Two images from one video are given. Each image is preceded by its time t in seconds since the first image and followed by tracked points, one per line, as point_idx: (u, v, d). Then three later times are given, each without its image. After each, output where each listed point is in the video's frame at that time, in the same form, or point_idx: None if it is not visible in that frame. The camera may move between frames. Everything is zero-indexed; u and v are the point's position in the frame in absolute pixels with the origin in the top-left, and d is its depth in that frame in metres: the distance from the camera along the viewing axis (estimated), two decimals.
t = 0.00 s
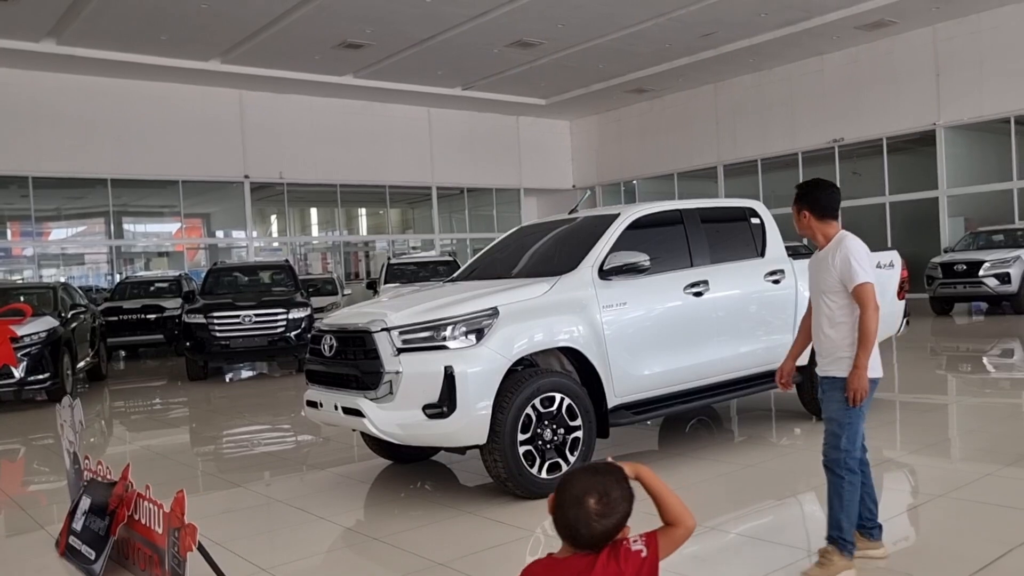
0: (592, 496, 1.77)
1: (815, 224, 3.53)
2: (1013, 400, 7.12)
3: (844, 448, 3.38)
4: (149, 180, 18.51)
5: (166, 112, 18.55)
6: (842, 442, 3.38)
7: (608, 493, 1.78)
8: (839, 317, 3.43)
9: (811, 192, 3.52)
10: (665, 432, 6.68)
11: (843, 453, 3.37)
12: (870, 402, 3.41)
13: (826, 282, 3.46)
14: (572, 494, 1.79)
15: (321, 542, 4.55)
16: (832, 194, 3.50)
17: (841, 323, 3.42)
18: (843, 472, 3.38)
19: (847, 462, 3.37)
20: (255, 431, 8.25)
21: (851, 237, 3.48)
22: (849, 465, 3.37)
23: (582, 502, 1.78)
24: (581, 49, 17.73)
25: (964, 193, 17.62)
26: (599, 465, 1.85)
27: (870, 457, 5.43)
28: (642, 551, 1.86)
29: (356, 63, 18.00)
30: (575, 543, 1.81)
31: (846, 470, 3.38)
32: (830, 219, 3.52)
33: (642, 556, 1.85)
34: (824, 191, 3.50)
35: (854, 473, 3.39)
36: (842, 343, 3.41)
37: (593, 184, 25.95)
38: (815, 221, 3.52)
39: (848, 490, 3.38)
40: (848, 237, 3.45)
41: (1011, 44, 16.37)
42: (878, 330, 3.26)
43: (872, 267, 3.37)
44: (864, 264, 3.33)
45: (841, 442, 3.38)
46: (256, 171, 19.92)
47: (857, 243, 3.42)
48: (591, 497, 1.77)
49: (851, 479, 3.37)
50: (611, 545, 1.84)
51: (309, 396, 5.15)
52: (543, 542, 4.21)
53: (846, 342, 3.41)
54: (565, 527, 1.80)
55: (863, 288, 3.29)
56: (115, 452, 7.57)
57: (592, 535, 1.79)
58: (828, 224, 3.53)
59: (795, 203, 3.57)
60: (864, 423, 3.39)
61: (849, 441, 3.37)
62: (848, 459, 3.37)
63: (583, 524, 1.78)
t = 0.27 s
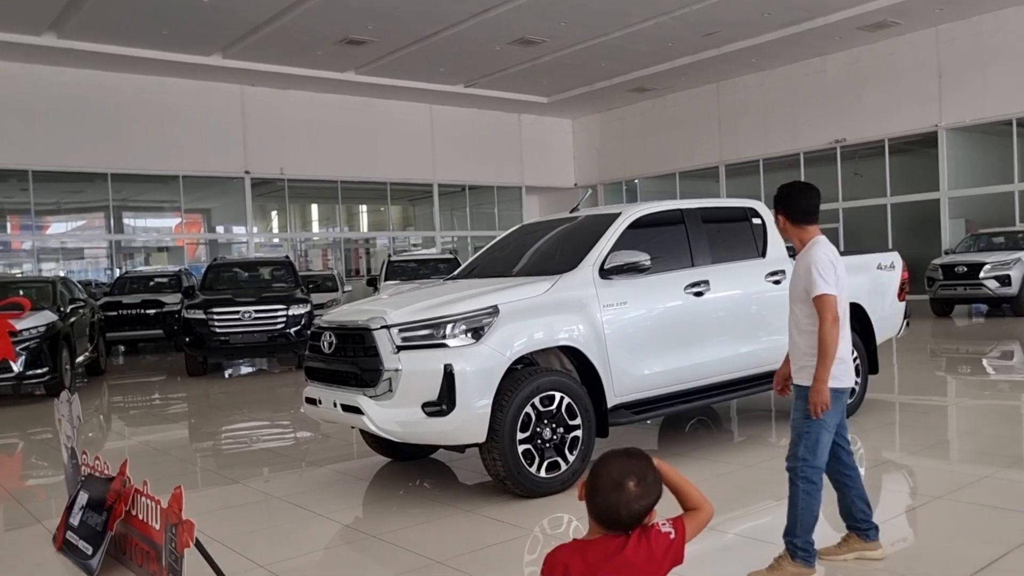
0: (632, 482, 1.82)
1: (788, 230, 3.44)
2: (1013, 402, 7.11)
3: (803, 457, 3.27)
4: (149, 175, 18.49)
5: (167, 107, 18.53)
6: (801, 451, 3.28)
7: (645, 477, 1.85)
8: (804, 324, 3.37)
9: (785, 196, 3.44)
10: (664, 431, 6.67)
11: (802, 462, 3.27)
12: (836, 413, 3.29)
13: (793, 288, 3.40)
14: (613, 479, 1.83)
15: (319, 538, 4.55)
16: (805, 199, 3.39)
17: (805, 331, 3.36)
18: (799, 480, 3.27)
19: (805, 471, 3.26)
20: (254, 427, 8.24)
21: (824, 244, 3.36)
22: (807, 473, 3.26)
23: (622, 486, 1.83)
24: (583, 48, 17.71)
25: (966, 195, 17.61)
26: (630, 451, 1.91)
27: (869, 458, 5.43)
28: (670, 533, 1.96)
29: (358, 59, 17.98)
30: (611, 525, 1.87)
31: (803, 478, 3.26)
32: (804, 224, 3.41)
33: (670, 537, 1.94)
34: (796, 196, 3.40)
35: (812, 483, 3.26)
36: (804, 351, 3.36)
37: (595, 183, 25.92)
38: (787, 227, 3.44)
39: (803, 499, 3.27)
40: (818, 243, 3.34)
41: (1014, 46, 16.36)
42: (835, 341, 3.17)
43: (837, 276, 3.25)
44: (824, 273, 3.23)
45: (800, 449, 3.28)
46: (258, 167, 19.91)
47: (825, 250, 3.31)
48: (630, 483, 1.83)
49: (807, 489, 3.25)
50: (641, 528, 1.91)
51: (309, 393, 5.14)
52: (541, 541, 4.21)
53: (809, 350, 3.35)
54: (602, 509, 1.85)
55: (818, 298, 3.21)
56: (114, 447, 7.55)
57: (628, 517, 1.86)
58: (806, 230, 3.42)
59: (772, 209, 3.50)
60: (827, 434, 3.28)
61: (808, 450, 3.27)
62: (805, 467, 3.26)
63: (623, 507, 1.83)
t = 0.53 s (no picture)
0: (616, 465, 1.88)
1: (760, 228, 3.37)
2: (1011, 402, 7.12)
3: (782, 460, 3.28)
4: (149, 174, 18.50)
5: (166, 106, 18.52)
6: (778, 455, 3.29)
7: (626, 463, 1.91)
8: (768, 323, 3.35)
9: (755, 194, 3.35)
10: (663, 430, 6.68)
11: (782, 466, 3.28)
12: (803, 416, 3.28)
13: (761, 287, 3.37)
14: (597, 466, 1.90)
15: (318, 537, 4.56)
16: (771, 197, 3.29)
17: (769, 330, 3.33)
18: (781, 484, 3.28)
19: (785, 475, 3.27)
20: (253, 426, 8.24)
21: (790, 243, 3.26)
22: (788, 476, 3.27)
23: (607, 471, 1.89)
24: (582, 47, 17.72)
25: (965, 194, 17.62)
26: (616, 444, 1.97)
27: (868, 457, 5.44)
28: (664, 530, 1.96)
29: (357, 58, 17.98)
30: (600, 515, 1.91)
31: (785, 482, 3.28)
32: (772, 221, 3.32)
33: (664, 535, 1.95)
34: (761, 194, 3.31)
35: (795, 485, 3.28)
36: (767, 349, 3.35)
37: (594, 182, 25.92)
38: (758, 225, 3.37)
39: (788, 502, 3.29)
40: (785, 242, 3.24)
41: (1013, 45, 16.36)
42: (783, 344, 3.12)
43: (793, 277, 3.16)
44: (776, 276, 3.16)
45: (777, 453, 3.29)
46: (257, 166, 19.90)
47: (785, 251, 3.22)
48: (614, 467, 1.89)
49: (791, 492, 3.27)
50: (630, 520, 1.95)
51: (308, 391, 5.14)
52: (540, 540, 4.22)
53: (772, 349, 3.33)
54: (589, 499, 1.90)
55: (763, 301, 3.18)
56: (113, 446, 7.56)
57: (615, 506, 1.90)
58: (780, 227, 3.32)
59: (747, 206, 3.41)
60: (800, 436, 3.28)
61: (784, 453, 3.28)
62: (785, 471, 3.27)
63: (610, 494, 1.87)
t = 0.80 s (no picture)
0: (593, 440, 2.06)
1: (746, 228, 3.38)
2: (1013, 401, 7.12)
3: (773, 460, 3.27)
4: (150, 173, 18.50)
5: (167, 105, 18.52)
6: (768, 455, 3.28)
7: (616, 442, 2.07)
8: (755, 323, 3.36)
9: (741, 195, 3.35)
10: (664, 429, 6.68)
11: (773, 467, 3.27)
12: (789, 416, 3.25)
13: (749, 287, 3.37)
14: (583, 446, 2.08)
15: (320, 536, 4.56)
16: (753, 198, 3.28)
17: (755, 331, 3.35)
18: (775, 485, 3.28)
19: (777, 475, 3.26)
20: (254, 425, 8.25)
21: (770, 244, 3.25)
22: (780, 477, 3.26)
23: (591, 451, 2.07)
24: (583, 46, 17.70)
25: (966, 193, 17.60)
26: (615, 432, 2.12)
27: (869, 456, 5.44)
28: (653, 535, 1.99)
29: (358, 57, 17.97)
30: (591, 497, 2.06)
31: (778, 482, 3.27)
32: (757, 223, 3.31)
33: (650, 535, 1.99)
34: (747, 194, 3.30)
35: (789, 486, 3.27)
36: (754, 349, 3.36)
37: (595, 180, 25.91)
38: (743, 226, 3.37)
39: (783, 501, 3.29)
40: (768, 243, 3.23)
41: (1015, 44, 16.34)
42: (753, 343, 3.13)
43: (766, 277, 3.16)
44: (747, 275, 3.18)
45: (767, 454, 3.28)
46: (258, 165, 19.90)
47: (762, 252, 3.22)
48: (594, 444, 2.06)
49: (784, 492, 3.26)
50: (622, 503, 2.07)
51: (309, 390, 5.14)
52: (540, 538, 4.23)
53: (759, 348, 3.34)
54: (583, 479, 2.07)
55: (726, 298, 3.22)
56: (114, 444, 7.57)
57: (603, 484, 2.05)
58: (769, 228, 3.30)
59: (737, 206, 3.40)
60: (788, 436, 3.26)
61: (774, 454, 3.27)
62: (777, 472, 3.26)
63: (599, 463, 2.04)
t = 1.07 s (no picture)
0: (615, 434, 2.16)
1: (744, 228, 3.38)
2: (1013, 401, 7.11)
3: (766, 459, 3.27)
4: (151, 172, 18.52)
5: (168, 104, 18.53)
6: (761, 455, 3.28)
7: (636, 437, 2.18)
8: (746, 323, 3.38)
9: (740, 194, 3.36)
10: (664, 429, 6.68)
11: (767, 465, 3.27)
12: (775, 416, 3.25)
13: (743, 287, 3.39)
14: (604, 439, 2.18)
15: (320, 535, 4.56)
16: (750, 197, 3.28)
17: (746, 330, 3.36)
18: (769, 483, 3.28)
19: (771, 474, 3.26)
20: (255, 423, 8.26)
21: (764, 244, 3.25)
22: (774, 476, 3.26)
23: (611, 445, 2.16)
24: (584, 45, 17.71)
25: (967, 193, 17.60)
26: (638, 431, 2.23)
27: (869, 456, 5.44)
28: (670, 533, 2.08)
29: (359, 56, 17.97)
30: (609, 489, 2.15)
31: (773, 481, 3.27)
32: (753, 223, 3.32)
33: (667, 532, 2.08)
34: (745, 193, 3.30)
35: (783, 484, 3.27)
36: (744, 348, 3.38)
37: (596, 180, 25.91)
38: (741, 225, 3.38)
39: (778, 500, 3.28)
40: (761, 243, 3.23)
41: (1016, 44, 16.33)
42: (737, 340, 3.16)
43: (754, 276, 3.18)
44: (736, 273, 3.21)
45: (759, 453, 3.28)
46: (259, 164, 19.91)
47: (754, 252, 3.22)
48: (615, 438, 2.16)
49: (779, 490, 3.26)
50: (639, 500, 2.16)
51: (310, 389, 5.14)
52: (541, 538, 4.23)
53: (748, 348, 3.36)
54: (601, 471, 2.16)
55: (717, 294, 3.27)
56: (115, 443, 7.58)
57: (620, 478, 2.14)
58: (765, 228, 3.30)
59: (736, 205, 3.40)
60: (779, 435, 3.26)
61: (766, 452, 3.27)
62: (772, 470, 3.26)
63: (619, 455, 2.14)
